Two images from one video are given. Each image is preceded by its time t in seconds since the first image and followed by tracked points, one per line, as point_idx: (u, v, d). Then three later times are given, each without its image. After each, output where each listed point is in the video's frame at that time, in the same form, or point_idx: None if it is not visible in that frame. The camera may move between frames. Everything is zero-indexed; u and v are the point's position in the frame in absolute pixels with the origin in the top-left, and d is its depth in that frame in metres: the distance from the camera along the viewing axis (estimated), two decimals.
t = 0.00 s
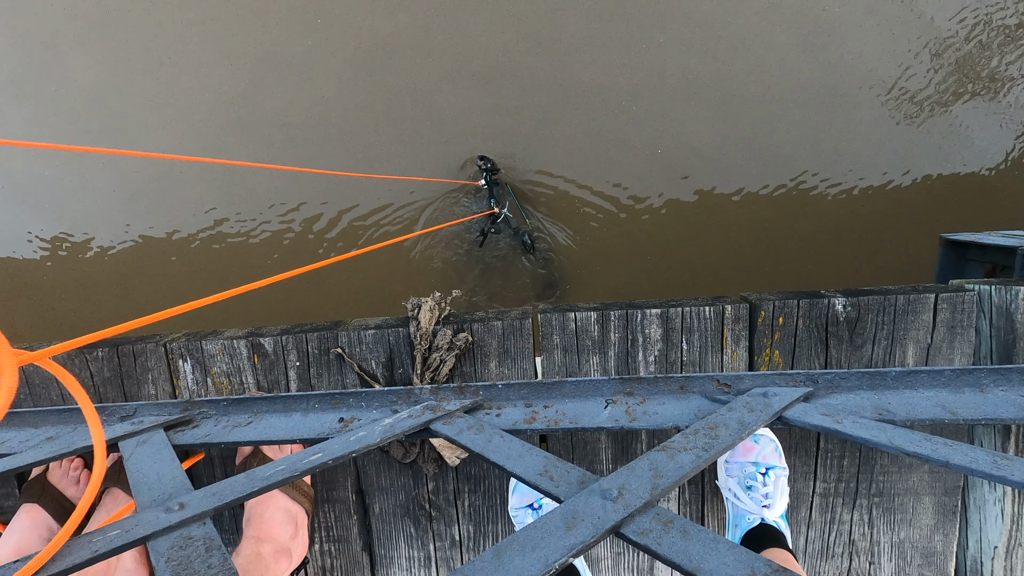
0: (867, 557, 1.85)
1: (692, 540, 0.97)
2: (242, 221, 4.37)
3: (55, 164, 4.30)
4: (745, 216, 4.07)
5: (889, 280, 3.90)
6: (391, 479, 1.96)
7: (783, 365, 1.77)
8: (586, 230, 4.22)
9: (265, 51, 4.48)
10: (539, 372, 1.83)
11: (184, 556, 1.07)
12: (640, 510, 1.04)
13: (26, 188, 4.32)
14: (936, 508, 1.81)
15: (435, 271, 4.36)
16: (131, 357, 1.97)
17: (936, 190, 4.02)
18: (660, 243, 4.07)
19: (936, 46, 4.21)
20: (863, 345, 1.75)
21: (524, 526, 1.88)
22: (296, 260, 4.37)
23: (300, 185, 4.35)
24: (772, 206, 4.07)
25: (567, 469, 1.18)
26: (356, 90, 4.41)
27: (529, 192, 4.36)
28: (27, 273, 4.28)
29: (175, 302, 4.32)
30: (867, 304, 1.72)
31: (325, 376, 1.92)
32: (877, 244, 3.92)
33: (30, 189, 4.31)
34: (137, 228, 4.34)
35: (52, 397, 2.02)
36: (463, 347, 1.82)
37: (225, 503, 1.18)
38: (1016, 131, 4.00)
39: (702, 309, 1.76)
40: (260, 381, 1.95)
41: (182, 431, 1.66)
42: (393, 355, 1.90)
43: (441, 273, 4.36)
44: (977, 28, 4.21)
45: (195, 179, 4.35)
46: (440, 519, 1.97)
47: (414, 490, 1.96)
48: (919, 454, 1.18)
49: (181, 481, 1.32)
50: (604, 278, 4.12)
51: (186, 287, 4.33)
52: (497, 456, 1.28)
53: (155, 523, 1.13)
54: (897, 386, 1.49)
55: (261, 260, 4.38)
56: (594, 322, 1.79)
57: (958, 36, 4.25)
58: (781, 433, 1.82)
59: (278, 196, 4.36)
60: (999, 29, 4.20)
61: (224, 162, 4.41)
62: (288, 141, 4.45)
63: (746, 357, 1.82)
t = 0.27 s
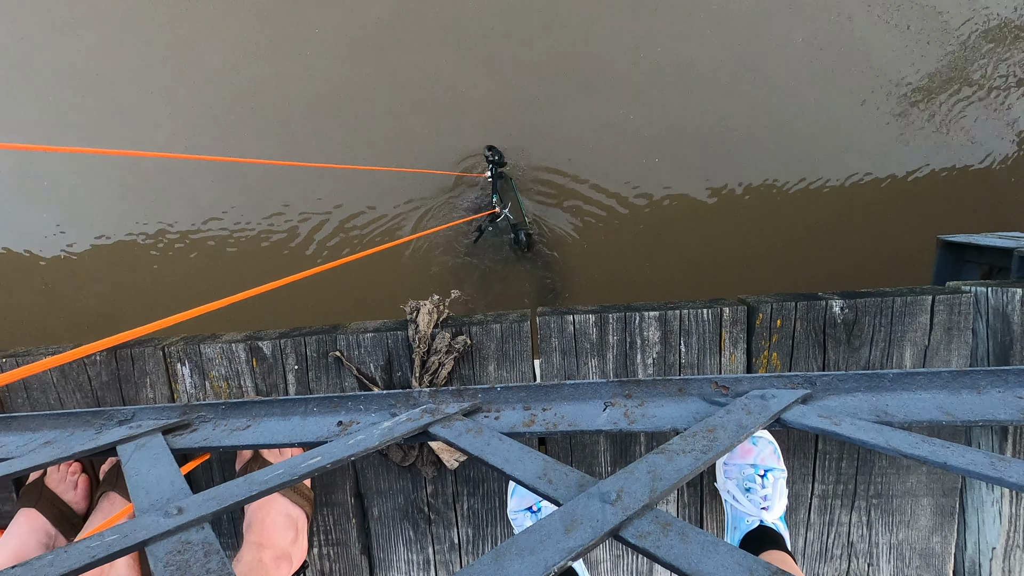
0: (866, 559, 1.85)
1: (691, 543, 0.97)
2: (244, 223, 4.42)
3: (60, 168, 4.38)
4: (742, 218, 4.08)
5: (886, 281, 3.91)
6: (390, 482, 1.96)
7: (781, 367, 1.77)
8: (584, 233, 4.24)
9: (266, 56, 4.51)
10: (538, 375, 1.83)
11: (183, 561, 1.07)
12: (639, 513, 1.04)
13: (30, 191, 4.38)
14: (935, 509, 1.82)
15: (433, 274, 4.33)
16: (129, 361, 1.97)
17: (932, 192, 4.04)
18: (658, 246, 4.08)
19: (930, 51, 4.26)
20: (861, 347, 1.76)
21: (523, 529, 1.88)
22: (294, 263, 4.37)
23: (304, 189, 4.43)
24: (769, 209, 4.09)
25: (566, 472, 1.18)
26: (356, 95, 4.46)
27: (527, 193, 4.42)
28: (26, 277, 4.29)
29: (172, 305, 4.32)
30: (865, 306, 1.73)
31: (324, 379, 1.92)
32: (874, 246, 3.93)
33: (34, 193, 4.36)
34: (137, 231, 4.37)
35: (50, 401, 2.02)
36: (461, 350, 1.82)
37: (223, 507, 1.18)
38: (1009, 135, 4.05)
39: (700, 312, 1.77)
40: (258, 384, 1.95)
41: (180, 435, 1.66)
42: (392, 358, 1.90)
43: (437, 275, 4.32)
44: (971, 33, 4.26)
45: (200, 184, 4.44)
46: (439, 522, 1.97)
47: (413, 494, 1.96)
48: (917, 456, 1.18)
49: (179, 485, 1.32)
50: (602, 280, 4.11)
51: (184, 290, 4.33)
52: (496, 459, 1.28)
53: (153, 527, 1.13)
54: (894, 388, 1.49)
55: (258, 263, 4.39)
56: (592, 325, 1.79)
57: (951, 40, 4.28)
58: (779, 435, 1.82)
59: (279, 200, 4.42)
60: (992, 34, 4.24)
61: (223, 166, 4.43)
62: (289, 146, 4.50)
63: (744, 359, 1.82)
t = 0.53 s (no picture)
0: (864, 560, 1.85)
1: (688, 546, 0.97)
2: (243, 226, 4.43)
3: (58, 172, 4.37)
4: (739, 220, 4.09)
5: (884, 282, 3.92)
6: (388, 486, 1.96)
7: (779, 369, 1.77)
8: (582, 235, 4.25)
9: (261, 58, 4.49)
10: (536, 378, 1.83)
11: (180, 566, 1.07)
12: (636, 516, 1.04)
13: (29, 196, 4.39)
14: (932, 510, 1.82)
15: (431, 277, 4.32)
16: (126, 366, 1.97)
17: (928, 193, 4.05)
18: (656, 248, 4.09)
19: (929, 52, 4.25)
20: (858, 349, 1.76)
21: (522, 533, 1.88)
22: (293, 266, 4.37)
23: (303, 193, 4.45)
24: (766, 211, 4.11)
25: (564, 475, 1.18)
26: (355, 100, 4.48)
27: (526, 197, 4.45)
28: (25, 281, 4.29)
29: (170, 308, 4.31)
30: (861, 308, 1.74)
31: (322, 383, 1.92)
32: (871, 247, 3.94)
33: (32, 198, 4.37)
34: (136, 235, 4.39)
35: (48, 407, 2.02)
36: (459, 354, 1.82)
37: (221, 512, 1.18)
38: (1005, 137, 4.07)
39: (697, 314, 1.77)
40: (257, 389, 1.95)
41: (178, 440, 1.66)
42: (390, 362, 1.90)
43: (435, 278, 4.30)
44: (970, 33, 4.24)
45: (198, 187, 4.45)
46: (438, 526, 1.97)
47: (412, 497, 1.95)
48: (913, 458, 1.19)
49: (177, 490, 1.32)
50: (601, 283, 4.11)
51: (182, 293, 4.32)
52: (494, 463, 1.28)
53: (151, 532, 1.13)
54: (891, 390, 1.49)
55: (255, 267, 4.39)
56: (590, 328, 1.80)
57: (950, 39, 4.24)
58: (776, 437, 1.83)
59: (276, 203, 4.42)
60: (991, 35, 4.23)
61: (221, 170, 4.44)
62: (287, 150, 4.49)
63: (741, 362, 1.83)
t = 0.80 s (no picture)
0: (859, 564, 1.86)
1: (681, 550, 0.98)
2: (241, 231, 4.44)
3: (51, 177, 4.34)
4: (735, 225, 4.11)
5: (878, 286, 3.94)
6: (384, 490, 1.96)
7: (773, 373, 1.78)
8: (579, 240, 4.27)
9: (259, 63, 4.50)
10: (531, 382, 1.84)
11: (175, 572, 1.07)
12: (630, 521, 1.04)
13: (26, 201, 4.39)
14: (926, 513, 1.83)
15: (427, 281, 4.33)
16: (123, 371, 1.97)
17: (922, 198, 4.08)
18: (652, 252, 4.11)
19: (923, 57, 4.28)
20: (852, 353, 1.78)
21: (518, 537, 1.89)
22: (290, 270, 4.37)
23: (300, 198, 4.45)
24: (761, 215, 4.13)
25: (559, 480, 1.19)
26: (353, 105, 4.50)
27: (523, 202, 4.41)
28: (20, 284, 4.28)
29: (166, 312, 4.30)
30: (855, 313, 1.75)
31: (318, 388, 1.92)
32: (866, 251, 3.96)
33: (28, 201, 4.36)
34: (132, 239, 4.39)
35: (43, 412, 2.01)
36: (455, 358, 1.83)
37: (217, 518, 1.18)
38: (998, 142, 4.11)
39: (692, 319, 1.78)
40: (253, 394, 1.95)
41: (174, 445, 1.66)
42: (386, 367, 1.91)
43: (432, 282, 4.32)
44: (961, 40, 4.29)
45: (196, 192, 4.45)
46: (434, 530, 1.97)
47: (408, 502, 1.96)
48: (905, 462, 1.19)
49: (173, 496, 1.32)
50: (598, 287, 4.13)
51: (179, 297, 4.31)
52: (490, 468, 1.29)
53: (146, 538, 1.13)
54: (884, 395, 1.50)
55: (251, 272, 4.37)
56: (585, 333, 1.81)
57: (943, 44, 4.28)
58: (771, 441, 1.83)
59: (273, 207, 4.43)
60: (982, 41, 4.28)
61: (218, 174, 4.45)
62: (284, 154, 4.50)
63: (736, 366, 1.84)
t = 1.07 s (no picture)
0: (850, 564, 1.87)
1: (670, 554, 0.98)
2: (234, 233, 4.42)
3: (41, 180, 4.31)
4: (727, 227, 4.13)
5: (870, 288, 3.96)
6: (376, 494, 1.95)
7: (764, 375, 1.79)
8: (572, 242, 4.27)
9: (253, 66, 4.49)
10: (523, 385, 1.84)
11: None
12: (620, 524, 1.04)
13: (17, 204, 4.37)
14: (916, 514, 1.84)
15: (421, 284, 4.32)
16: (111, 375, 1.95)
17: (912, 199, 4.10)
18: (645, 254, 4.12)
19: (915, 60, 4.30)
20: (842, 355, 1.78)
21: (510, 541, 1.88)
22: (283, 272, 4.36)
23: (293, 200, 4.44)
24: (754, 217, 4.15)
25: (549, 484, 1.18)
26: (347, 107, 4.50)
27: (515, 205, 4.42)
28: (8, 287, 4.23)
29: (158, 314, 4.28)
30: (844, 315, 1.76)
31: (309, 392, 1.91)
32: (857, 252, 3.98)
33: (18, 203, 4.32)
34: (124, 241, 4.36)
35: (31, 416, 1.99)
36: (447, 361, 1.82)
37: (205, 524, 1.17)
38: (988, 144, 4.14)
39: (683, 321, 1.79)
40: (243, 398, 1.94)
41: (163, 450, 1.64)
42: (377, 370, 1.90)
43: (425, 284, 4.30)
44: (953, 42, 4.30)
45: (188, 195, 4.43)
46: (426, 534, 1.96)
47: (400, 506, 1.95)
48: (894, 463, 1.20)
49: (160, 502, 1.31)
50: (591, 289, 4.13)
51: (170, 299, 4.29)
52: (480, 471, 1.28)
53: (132, 545, 1.12)
54: (873, 396, 1.51)
55: (244, 274, 4.37)
56: (577, 335, 1.81)
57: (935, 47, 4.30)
58: (762, 442, 1.84)
59: (266, 209, 4.42)
60: (974, 43, 4.30)
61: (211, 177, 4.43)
62: (278, 157, 4.49)
63: (727, 368, 1.84)
